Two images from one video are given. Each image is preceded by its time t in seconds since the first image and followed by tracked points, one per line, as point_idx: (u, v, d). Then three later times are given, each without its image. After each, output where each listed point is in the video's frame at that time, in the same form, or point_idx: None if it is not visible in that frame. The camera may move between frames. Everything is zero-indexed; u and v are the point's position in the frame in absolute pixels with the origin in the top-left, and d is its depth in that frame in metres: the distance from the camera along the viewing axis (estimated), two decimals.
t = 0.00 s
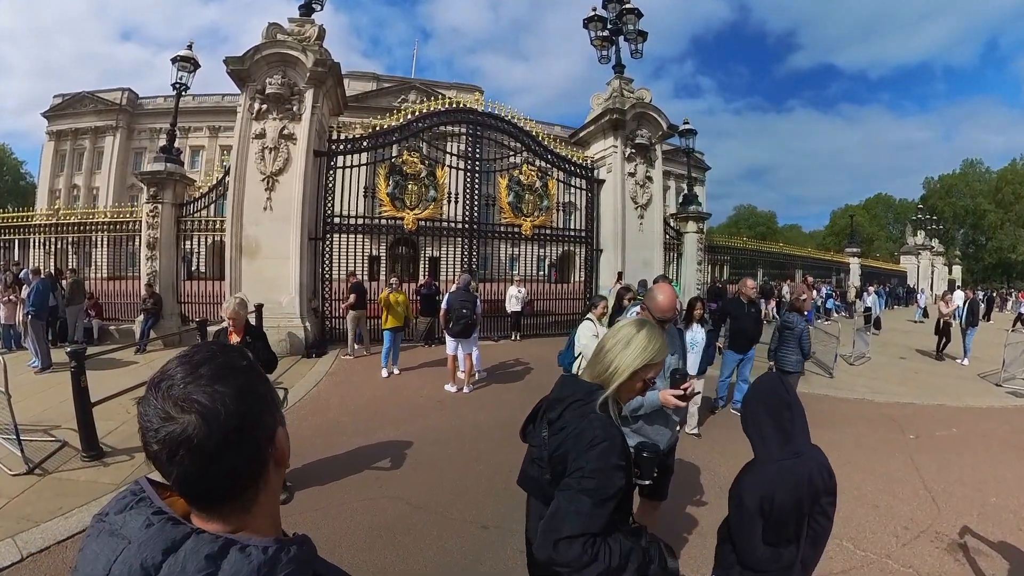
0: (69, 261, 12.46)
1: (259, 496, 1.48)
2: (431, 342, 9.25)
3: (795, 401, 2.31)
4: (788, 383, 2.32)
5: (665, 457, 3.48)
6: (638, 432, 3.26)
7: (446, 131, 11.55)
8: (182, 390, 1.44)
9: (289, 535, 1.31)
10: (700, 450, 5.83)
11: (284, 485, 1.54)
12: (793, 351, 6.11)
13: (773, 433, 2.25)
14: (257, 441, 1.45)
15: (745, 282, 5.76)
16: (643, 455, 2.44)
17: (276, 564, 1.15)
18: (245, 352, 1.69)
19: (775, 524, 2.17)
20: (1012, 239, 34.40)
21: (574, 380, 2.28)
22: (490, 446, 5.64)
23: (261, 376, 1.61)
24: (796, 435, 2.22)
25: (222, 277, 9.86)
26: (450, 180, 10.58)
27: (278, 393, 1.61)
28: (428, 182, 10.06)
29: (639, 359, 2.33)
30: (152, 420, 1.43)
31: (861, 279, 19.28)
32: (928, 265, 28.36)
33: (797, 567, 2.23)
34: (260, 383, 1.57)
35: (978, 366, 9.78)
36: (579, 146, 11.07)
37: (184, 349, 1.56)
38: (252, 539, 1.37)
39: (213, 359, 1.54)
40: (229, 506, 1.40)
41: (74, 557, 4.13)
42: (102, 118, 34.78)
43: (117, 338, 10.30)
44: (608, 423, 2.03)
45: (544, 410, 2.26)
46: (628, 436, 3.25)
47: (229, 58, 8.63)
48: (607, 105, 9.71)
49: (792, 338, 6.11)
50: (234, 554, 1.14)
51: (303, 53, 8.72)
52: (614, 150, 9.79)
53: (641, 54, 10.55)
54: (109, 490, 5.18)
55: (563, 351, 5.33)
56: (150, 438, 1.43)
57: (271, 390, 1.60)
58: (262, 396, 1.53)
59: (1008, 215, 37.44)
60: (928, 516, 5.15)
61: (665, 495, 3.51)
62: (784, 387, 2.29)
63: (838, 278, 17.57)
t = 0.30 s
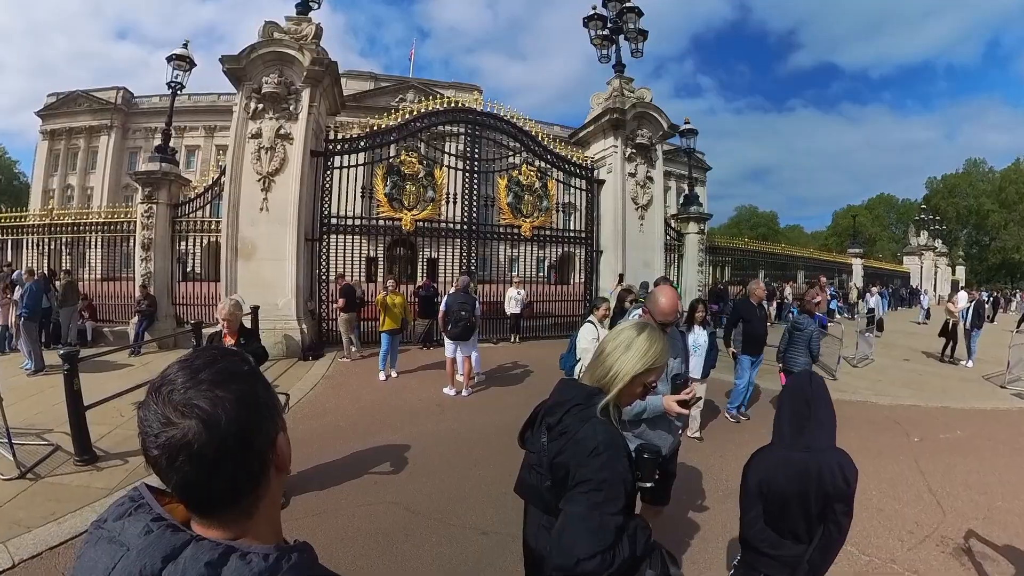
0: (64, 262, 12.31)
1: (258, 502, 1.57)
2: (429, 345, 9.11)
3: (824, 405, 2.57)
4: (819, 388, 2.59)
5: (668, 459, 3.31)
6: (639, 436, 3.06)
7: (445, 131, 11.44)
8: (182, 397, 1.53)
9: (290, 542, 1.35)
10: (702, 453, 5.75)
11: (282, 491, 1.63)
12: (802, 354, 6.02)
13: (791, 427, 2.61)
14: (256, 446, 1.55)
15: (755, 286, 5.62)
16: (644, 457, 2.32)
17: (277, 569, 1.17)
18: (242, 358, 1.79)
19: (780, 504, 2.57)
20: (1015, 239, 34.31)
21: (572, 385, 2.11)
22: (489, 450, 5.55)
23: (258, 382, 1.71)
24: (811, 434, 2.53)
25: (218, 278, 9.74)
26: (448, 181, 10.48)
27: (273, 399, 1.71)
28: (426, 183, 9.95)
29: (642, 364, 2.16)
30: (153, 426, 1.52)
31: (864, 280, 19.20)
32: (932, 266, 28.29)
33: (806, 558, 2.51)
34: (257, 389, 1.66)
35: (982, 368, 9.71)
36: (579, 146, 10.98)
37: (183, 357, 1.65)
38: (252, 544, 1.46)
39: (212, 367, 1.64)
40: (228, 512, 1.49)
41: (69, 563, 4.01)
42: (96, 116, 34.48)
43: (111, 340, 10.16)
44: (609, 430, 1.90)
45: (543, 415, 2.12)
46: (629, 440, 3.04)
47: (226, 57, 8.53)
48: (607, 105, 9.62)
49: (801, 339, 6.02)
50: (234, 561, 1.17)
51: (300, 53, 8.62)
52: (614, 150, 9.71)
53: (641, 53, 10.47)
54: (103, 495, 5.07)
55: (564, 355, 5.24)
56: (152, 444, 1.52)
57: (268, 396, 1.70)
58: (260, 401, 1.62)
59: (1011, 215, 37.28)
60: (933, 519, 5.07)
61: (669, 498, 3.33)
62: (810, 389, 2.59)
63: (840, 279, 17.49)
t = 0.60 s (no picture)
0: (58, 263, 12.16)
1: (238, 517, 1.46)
2: (427, 347, 9.00)
3: (847, 406, 2.43)
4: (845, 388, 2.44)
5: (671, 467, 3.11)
6: (640, 445, 2.76)
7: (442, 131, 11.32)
8: (158, 408, 1.42)
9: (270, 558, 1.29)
10: (705, 458, 5.62)
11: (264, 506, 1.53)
12: (811, 355, 5.90)
13: (809, 426, 2.49)
14: (236, 460, 1.44)
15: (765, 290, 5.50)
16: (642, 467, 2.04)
17: None
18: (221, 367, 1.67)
19: (788, 505, 2.47)
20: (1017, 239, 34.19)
21: (561, 391, 1.76)
22: (487, 455, 5.42)
23: (237, 392, 1.60)
24: (830, 436, 2.41)
25: (212, 279, 9.59)
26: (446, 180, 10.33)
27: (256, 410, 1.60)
28: (423, 183, 9.82)
29: (643, 370, 1.76)
30: (125, 437, 1.40)
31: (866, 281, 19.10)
32: (936, 267, 28.19)
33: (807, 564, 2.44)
34: (237, 399, 1.55)
35: (988, 370, 9.59)
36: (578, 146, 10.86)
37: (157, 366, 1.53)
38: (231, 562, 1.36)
39: (190, 377, 1.52)
40: (205, 527, 1.39)
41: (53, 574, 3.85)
42: (91, 115, 34.21)
43: (105, 342, 10.02)
44: (602, 445, 1.58)
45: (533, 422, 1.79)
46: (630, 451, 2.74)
47: (219, 54, 8.38)
48: (606, 104, 9.50)
49: (809, 341, 5.91)
50: None
51: (295, 50, 8.49)
52: (614, 150, 9.59)
53: (641, 52, 10.35)
54: (91, 501, 4.92)
55: (563, 359, 5.12)
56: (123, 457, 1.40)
57: (248, 406, 1.58)
58: (239, 413, 1.51)
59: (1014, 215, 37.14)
60: (941, 526, 4.95)
61: (671, 506, 3.18)
62: (833, 389, 2.44)
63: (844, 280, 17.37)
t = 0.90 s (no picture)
0: (51, 264, 11.94)
1: (240, 551, 1.35)
2: (428, 351, 8.90)
3: (893, 423, 2.32)
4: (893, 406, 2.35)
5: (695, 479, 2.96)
6: (666, 459, 2.64)
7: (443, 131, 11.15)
8: (150, 444, 1.27)
9: None
10: (716, 465, 5.47)
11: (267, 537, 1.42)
12: (824, 358, 5.79)
13: (850, 438, 2.38)
14: (235, 494, 1.31)
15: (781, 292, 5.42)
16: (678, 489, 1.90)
17: None
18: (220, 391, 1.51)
19: (817, 509, 2.30)
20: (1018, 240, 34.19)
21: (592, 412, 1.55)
22: (493, 464, 5.25)
23: (237, 419, 1.44)
24: (873, 447, 2.27)
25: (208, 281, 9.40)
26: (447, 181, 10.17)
27: (259, 438, 1.44)
28: (424, 183, 9.65)
29: (685, 389, 1.56)
30: (118, 474, 1.28)
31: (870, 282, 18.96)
32: (940, 268, 28.04)
33: None
34: (237, 428, 1.39)
35: (996, 373, 9.47)
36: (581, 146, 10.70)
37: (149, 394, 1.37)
38: None
39: (186, 407, 1.36)
40: (205, 561, 1.28)
41: None
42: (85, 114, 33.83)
43: (99, 346, 9.81)
44: (644, 473, 1.36)
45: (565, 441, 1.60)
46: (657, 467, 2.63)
47: (216, 51, 8.20)
48: (610, 104, 9.36)
49: (823, 344, 5.81)
50: None
51: (294, 48, 8.33)
52: (618, 150, 9.44)
53: (645, 50, 10.21)
54: (83, 514, 4.72)
55: (574, 365, 5.01)
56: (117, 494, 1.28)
57: (249, 434, 1.43)
58: (239, 444, 1.36)
59: (1014, 216, 37.15)
60: (958, 534, 4.82)
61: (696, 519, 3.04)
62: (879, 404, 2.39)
63: (847, 281, 17.28)
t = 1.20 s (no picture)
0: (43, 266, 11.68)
1: None
2: (429, 356, 8.59)
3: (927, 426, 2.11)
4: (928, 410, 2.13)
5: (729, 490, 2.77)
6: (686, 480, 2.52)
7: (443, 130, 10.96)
8: (98, 470, 1.21)
9: None
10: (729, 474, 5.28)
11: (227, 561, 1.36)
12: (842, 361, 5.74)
13: (889, 451, 2.15)
14: (192, 520, 1.25)
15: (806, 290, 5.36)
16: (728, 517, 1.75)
17: None
18: (178, 409, 1.46)
19: (876, 540, 2.07)
20: (1018, 240, 34.12)
21: (634, 438, 1.34)
22: (498, 475, 5.07)
23: (195, 439, 1.38)
24: (916, 459, 2.08)
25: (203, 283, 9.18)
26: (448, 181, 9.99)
27: (217, 458, 1.39)
28: (424, 183, 9.46)
29: (748, 416, 1.38)
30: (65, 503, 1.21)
31: (875, 284, 18.82)
32: (944, 269, 27.89)
33: None
34: (194, 450, 1.34)
35: (1007, 376, 9.32)
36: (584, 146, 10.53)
37: (102, 415, 1.33)
38: None
39: (136, 429, 1.30)
40: None
41: None
42: (79, 113, 33.44)
43: (92, 350, 9.58)
44: (704, 514, 1.18)
45: (599, 469, 1.39)
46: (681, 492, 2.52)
47: (212, 48, 8.01)
48: (614, 102, 9.19)
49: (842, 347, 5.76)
50: None
51: (292, 44, 8.14)
52: (622, 150, 9.27)
53: (649, 48, 10.05)
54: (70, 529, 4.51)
55: (585, 372, 4.99)
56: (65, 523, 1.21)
57: (209, 455, 1.38)
58: (196, 467, 1.30)
59: (1013, 216, 37.10)
60: (981, 545, 4.64)
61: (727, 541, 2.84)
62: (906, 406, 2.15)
63: (851, 283, 17.13)
